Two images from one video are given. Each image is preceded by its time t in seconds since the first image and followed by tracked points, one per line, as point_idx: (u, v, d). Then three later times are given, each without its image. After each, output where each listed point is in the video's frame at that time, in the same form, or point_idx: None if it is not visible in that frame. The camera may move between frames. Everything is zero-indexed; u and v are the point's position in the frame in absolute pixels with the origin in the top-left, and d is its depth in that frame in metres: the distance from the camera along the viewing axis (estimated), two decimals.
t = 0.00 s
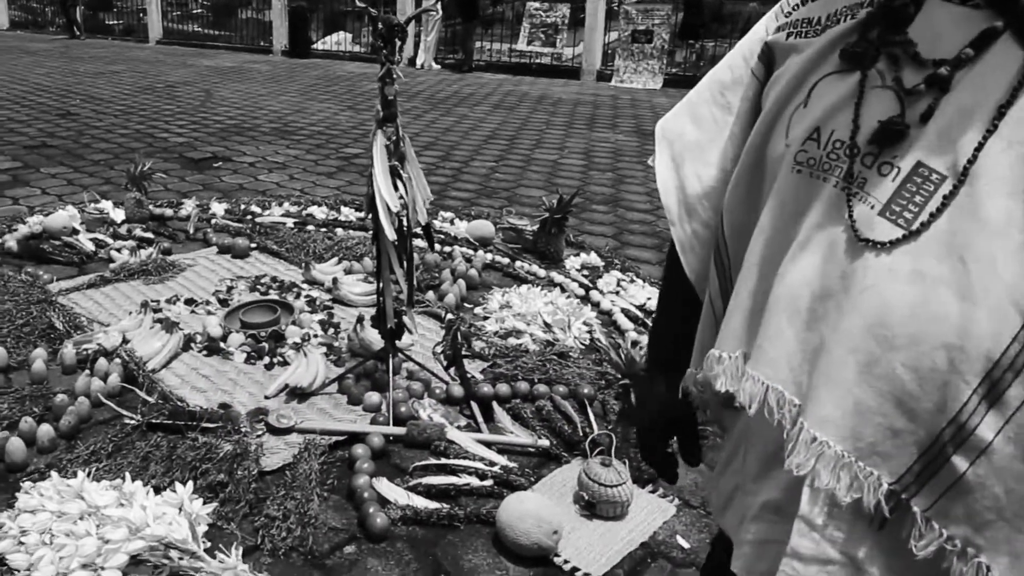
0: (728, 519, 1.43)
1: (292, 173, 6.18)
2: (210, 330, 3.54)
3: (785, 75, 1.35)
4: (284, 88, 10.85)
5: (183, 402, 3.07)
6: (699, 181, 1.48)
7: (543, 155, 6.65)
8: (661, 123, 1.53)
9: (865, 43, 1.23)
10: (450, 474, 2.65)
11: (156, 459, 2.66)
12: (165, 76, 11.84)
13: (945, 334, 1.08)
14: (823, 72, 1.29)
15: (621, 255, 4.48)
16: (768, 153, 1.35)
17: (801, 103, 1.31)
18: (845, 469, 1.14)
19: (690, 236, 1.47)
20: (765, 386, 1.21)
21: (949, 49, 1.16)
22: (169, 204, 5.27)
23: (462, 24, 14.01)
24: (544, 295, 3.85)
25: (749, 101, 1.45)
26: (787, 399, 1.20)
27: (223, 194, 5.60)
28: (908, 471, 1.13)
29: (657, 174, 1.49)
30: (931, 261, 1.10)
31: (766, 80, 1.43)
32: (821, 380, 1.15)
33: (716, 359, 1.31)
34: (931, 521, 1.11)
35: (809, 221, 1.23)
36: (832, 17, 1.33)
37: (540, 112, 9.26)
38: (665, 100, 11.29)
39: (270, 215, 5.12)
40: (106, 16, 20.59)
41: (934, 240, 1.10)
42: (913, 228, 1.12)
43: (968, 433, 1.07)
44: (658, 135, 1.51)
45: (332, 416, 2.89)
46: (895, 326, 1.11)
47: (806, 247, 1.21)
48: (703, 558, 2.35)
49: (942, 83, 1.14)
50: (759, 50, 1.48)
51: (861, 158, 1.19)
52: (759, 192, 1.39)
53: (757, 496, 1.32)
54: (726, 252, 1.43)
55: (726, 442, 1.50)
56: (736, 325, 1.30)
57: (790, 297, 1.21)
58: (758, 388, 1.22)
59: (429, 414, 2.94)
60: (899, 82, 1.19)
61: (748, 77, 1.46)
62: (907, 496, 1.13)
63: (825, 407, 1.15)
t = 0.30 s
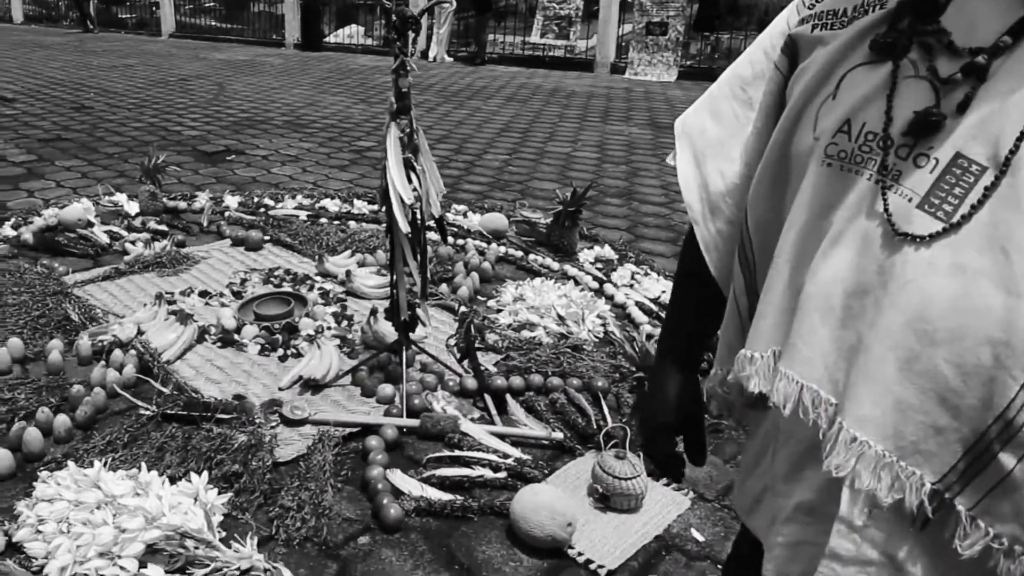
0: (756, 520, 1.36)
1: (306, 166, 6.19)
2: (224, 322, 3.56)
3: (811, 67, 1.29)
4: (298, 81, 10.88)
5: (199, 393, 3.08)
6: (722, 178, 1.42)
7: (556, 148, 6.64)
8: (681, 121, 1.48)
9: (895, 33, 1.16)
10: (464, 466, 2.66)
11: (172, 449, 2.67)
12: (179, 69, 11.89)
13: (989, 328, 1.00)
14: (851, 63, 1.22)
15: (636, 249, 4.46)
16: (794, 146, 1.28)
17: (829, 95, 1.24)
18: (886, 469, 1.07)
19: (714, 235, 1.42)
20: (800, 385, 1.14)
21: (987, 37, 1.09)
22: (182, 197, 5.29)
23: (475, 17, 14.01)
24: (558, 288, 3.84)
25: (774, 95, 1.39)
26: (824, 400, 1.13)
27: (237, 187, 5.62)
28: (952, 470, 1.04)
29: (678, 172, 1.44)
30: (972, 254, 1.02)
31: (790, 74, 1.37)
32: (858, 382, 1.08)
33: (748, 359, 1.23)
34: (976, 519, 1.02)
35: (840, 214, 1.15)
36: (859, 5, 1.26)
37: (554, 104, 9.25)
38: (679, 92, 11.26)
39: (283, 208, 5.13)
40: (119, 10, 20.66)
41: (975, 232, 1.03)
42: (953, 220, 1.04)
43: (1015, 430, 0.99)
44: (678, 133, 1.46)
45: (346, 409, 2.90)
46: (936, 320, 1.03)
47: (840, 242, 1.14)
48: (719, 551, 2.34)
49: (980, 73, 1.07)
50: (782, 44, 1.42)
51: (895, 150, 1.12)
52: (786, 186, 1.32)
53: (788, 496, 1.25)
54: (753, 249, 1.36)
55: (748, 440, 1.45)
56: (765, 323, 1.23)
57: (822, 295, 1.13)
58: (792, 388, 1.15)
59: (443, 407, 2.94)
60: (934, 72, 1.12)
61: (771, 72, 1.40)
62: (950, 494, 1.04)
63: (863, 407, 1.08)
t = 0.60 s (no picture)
0: (778, 512, 1.35)
1: (317, 157, 6.20)
2: (236, 312, 3.57)
3: (832, 56, 1.27)
4: (308, 72, 10.88)
5: (211, 383, 3.10)
6: (740, 170, 1.41)
7: (567, 139, 6.62)
8: (697, 112, 1.46)
9: (920, 20, 1.15)
10: (475, 456, 2.66)
11: (184, 438, 2.68)
12: (190, 61, 11.91)
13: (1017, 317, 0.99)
14: (875, 51, 1.21)
15: (648, 240, 4.45)
16: (816, 135, 1.26)
17: (851, 83, 1.22)
18: (912, 460, 1.06)
19: (732, 226, 1.41)
20: (823, 376, 1.13)
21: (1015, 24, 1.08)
22: (194, 188, 5.30)
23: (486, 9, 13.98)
24: (569, 280, 3.84)
25: (794, 85, 1.37)
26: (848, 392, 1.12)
27: (248, 178, 5.63)
28: (979, 460, 1.03)
29: (695, 164, 1.43)
30: (1000, 242, 1.02)
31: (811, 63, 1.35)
32: (884, 373, 1.07)
33: (769, 350, 1.23)
34: (1001, 509, 1.02)
35: (864, 204, 1.14)
36: None
37: (565, 96, 9.23)
38: (692, 83, 11.21)
39: (295, 199, 5.14)
40: (130, 3, 20.68)
41: (1002, 220, 1.02)
42: (980, 209, 1.03)
43: None
44: (694, 124, 1.45)
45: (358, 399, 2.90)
46: (965, 309, 1.02)
47: (864, 232, 1.13)
48: (730, 543, 2.34)
49: (1008, 59, 1.06)
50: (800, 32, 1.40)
51: (920, 138, 1.11)
52: (807, 176, 1.30)
53: (809, 488, 1.24)
54: (773, 240, 1.35)
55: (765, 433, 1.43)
56: (787, 315, 1.22)
57: (846, 285, 1.12)
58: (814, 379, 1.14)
59: (454, 397, 2.94)
60: (959, 59, 1.11)
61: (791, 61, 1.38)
62: (977, 485, 1.03)
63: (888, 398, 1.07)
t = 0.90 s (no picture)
0: (788, 508, 1.35)
1: (325, 149, 6.20)
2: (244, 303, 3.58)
3: (845, 45, 1.25)
4: (317, 64, 10.87)
5: (219, 373, 3.11)
6: (750, 161, 1.40)
7: (576, 131, 6.61)
8: (706, 103, 1.44)
9: (936, 9, 1.13)
10: (482, 447, 2.67)
11: (193, 428, 2.69)
12: (198, 52, 11.90)
13: None
14: (889, 41, 1.19)
15: (656, 233, 4.44)
16: (829, 125, 1.25)
17: (866, 74, 1.21)
18: (929, 450, 1.06)
19: (743, 218, 1.40)
20: (838, 367, 1.13)
21: None
22: (202, 180, 5.31)
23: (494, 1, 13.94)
24: (577, 272, 3.83)
25: (805, 76, 1.35)
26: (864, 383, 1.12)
27: (256, 170, 5.63)
28: (997, 450, 1.03)
29: (705, 156, 1.42)
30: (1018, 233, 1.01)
31: (823, 54, 1.33)
32: (901, 364, 1.07)
33: (782, 342, 1.23)
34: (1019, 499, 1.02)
35: (879, 195, 1.13)
36: None
37: (574, 88, 9.20)
38: (701, 76, 11.17)
39: (303, 191, 5.15)
40: None
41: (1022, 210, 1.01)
42: (999, 199, 1.03)
43: None
44: (703, 115, 1.44)
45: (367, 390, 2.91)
46: (982, 301, 1.02)
47: (879, 223, 1.12)
48: (738, 534, 2.34)
49: None
50: (812, 23, 1.37)
51: (936, 129, 1.10)
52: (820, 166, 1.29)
53: (821, 480, 1.23)
54: (784, 231, 1.34)
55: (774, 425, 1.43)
56: (800, 307, 1.21)
57: (861, 277, 1.12)
58: (829, 370, 1.15)
59: (462, 388, 2.95)
60: (977, 49, 1.09)
61: (801, 52, 1.36)
62: (994, 475, 1.03)
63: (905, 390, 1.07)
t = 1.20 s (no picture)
0: (810, 504, 1.35)
1: (332, 141, 6.20)
2: (252, 294, 3.58)
3: (866, 35, 1.25)
4: (325, 56, 10.88)
5: (227, 363, 3.11)
6: (762, 153, 1.38)
7: (584, 124, 6.60)
8: (711, 96, 1.42)
9: None
10: (490, 438, 2.67)
11: (201, 417, 2.70)
12: (206, 44, 11.91)
13: None
14: (913, 31, 1.19)
15: (664, 226, 4.43)
16: (853, 115, 1.24)
17: (892, 62, 1.20)
18: (967, 445, 1.04)
19: (755, 211, 1.38)
20: (870, 363, 1.12)
21: None
22: (210, 171, 5.32)
23: None
24: (585, 265, 3.83)
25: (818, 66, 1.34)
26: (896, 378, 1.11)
27: (263, 162, 5.64)
28: None
29: (712, 149, 1.40)
30: None
31: (838, 44, 1.32)
32: (939, 357, 1.06)
33: (807, 338, 1.21)
34: None
35: (911, 185, 1.13)
36: None
37: (582, 81, 9.19)
38: (710, 69, 11.14)
39: (310, 182, 5.15)
40: None
41: None
42: None
43: None
44: (709, 107, 1.42)
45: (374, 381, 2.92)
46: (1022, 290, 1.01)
47: (910, 214, 1.11)
48: (745, 527, 2.34)
49: None
50: (822, 12, 1.36)
51: (970, 117, 1.10)
52: (843, 157, 1.28)
53: (847, 477, 1.23)
54: (803, 223, 1.33)
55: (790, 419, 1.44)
56: (824, 302, 1.20)
57: (893, 269, 1.11)
58: (861, 366, 1.13)
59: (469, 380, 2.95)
60: (1009, 37, 1.10)
61: (812, 41, 1.35)
62: None
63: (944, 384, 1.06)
